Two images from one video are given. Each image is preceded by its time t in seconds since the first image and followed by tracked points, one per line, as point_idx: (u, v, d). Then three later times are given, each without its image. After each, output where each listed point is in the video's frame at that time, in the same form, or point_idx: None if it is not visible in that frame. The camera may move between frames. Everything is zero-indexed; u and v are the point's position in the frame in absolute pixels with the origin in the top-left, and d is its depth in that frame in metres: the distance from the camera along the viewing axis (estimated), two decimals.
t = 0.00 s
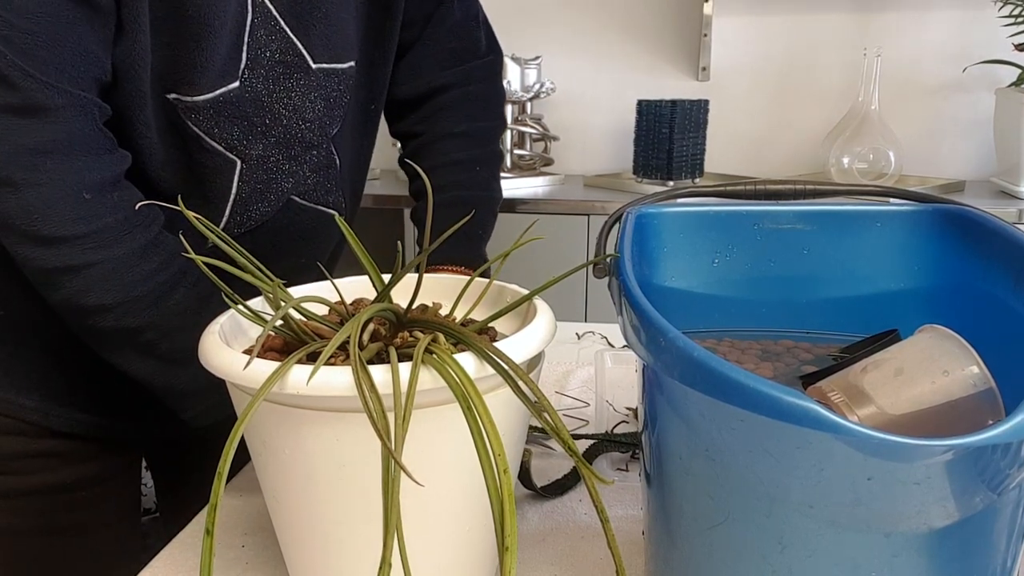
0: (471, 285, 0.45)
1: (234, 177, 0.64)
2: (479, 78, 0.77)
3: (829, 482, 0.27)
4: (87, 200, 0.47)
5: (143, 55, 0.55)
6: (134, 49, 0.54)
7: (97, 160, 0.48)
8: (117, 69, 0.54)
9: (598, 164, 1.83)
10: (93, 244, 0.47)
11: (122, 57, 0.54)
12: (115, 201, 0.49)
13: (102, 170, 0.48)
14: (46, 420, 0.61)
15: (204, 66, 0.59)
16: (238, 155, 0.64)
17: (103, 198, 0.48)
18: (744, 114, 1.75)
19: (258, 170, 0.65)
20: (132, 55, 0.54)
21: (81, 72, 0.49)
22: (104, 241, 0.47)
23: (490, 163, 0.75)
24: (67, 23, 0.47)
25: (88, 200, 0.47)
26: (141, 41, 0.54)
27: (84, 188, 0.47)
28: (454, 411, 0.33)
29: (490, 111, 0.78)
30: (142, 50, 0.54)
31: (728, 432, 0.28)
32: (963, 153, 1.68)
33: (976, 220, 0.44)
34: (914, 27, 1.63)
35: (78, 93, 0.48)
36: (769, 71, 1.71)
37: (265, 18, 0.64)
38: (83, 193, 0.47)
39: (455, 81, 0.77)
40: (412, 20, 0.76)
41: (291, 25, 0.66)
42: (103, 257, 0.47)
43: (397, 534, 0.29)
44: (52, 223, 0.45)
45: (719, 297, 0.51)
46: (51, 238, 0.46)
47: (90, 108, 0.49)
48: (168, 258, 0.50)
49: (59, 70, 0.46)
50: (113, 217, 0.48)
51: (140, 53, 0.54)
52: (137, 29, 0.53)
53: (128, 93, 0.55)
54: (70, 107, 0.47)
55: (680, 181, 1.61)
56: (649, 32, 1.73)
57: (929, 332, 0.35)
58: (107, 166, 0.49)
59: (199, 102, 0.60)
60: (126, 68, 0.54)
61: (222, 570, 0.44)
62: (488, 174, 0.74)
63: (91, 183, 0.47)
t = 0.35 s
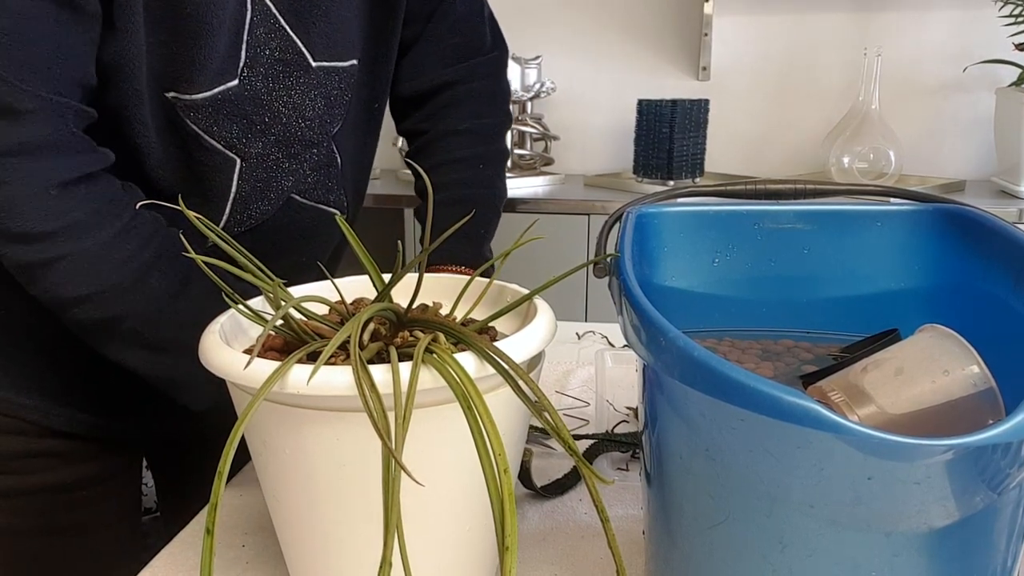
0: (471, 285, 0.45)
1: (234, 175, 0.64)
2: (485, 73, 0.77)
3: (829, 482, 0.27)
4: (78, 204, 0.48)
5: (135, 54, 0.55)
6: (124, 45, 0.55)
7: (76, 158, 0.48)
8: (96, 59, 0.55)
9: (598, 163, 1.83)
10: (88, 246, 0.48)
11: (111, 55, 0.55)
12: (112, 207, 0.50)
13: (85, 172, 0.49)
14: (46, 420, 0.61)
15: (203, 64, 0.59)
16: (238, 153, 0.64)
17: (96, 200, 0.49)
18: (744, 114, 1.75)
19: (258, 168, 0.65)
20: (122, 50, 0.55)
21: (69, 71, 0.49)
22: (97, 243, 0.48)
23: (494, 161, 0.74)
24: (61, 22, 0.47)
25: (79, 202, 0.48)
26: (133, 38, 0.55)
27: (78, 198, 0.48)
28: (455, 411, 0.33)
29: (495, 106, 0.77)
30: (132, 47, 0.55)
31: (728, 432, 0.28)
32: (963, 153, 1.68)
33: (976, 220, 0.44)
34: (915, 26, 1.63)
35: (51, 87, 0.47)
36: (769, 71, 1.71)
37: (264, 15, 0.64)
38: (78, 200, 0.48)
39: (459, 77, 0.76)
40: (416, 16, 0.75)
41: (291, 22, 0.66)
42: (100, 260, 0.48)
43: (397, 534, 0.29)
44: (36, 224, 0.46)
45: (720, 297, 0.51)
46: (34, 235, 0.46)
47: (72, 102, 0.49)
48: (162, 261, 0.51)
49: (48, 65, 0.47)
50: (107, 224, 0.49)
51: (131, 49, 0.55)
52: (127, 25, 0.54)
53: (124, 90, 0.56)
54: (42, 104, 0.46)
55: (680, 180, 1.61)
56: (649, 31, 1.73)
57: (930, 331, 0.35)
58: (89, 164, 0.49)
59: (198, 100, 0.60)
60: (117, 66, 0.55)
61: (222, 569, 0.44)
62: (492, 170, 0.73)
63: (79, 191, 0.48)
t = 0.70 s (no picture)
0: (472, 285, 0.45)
1: (228, 174, 0.64)
2: (482, 75, 0.77)
3: (830, 481, 0.27)
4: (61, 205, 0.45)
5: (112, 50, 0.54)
6: (97, 40, 0.53)
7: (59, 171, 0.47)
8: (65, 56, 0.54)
9: (598, 163, 1.83)
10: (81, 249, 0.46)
11: (84, 53, 0.53)
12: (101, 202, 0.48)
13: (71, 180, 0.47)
14: (47, 420, 0.61)
15: (196, 64, 0.59)
16: (231, 153, 0.64)
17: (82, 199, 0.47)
18: (744, 114, 1.75)
19: (252, 167, 0.66)
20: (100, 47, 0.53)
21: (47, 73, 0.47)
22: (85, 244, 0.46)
23: (489, 166, 0.74)
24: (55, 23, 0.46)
25: (55, 207, 0.45)
26: (113, 35, 0.54)
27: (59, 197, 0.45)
28: (455, 411, 0.33)
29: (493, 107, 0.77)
30: (108, 45, 0.54)
31: (728, 431, 0.28)
32: (963, 152, 1.68)
33: (977, 220, 0.44)
34: (915, 26, 1.63)
35: (46, 87, 0.47)
36: (769, 70, 1.71)
37: (261, 14, 0.64)
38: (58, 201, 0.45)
39: (457, 79, 0.76)
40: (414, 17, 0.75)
41: (288, 22, 0.65)
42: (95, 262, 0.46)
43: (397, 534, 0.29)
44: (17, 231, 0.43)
45: (720, 297, 0.51)
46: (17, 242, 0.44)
47: (40, 117, 0.47)
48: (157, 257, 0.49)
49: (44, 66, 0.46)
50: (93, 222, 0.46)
51: (107, 46, 0.53)
52: (104, 22, 0.53)
53: (106, 89, 0.56)
54: None
55: (680, 180, 1.61)
56: (650, 31, 1.73)
57: (930, 331, 0.35)
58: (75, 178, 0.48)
59: (192, 99, 0.60)
60: (93, 64, 0.54)
61: (222, 569, 0.44)
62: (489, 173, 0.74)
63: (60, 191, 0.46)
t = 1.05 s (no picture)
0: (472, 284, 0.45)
1: (226, 175, 0.64)
2: (482, 74, 0.77)
3: (830, 481, 0.27)
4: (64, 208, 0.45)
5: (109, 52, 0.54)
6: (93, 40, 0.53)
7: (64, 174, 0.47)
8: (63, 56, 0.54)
9: (599, 163, 1.83)
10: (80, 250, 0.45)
11: (80, 52, 0.54)
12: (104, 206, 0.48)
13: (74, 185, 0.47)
14: (46, 419, 0.61)
15: (193, 65, 0.59)
16: (229, 153, 0.64)
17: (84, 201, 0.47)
18: (744, 113, 1.75)
19: (250, 168, 0.65)
20: (96, 46, 0.53)
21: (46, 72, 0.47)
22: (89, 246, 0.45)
23: (490, 165, 0.74)
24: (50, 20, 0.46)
25: (62, 210, 0.45)
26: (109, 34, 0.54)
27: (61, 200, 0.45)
28: (455, 411, 0.33)
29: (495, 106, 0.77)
30: (104, 46, 0.54)
31: (729, 431, 0.28)
32: (963, 152, 1.68)
33: (977, 219, 0.44)
34: (916, 25, 1.63)
35: (46, 87, 0.47)
36: (770, 70, 1.71)
37: (257, 15, 0.64)
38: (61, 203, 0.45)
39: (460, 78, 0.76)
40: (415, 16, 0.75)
41: (286, 22, 0.65)
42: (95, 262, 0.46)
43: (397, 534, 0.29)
44: (23, 233, 0.43)
45: (720, 297, 0.51)
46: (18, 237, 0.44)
47: (44, 117, 0.47)
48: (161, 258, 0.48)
49: (43, 66, 0.46)
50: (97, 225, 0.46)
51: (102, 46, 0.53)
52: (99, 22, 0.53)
53: (103, 90, 0.56)
54: None
55: (680, 180, 1.61)
56: (650, 31, 1.73)
57: (931, 331, 0.35)
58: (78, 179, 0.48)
59: (189, 99, 0.60)
60: (89, 64, 0.54)
61: (223, 568, 0.44)
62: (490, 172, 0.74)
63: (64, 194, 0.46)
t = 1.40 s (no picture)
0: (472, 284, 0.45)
1: (226, 174, 0.64)
2: (483, 75, 0.77)
3: (830, 481, 0.27)
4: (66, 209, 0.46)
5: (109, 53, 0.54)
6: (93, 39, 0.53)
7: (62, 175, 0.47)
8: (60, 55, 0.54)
9: (599, 163, 1.83)
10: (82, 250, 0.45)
11: (78, 50, 0.53)
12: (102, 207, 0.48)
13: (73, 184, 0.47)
14: (45, 420, 0.61)
15: (193, 64, 0.59)
16: (229, 153, 0.64)
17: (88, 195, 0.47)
18: (745, 113, 1.75)
19: (250, 167, 0.65)
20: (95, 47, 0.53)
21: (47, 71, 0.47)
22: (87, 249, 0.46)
23: (495, 162, 0.74)
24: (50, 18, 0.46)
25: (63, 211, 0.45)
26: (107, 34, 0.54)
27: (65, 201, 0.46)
28: (455, 411, 0.33)
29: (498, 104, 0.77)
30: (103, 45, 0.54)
31: (729, 431, 0.28)
32: (963, 151, 1.68)
33: (977, 219, 0.44)
34: (916, 25, 1.63)
35: (46, 85, 0.47)
36: (770, 70, 1.71)
37: (257, 14, 0.64)
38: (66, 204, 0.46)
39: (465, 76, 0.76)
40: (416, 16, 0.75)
41: (285, 21, 0.65)
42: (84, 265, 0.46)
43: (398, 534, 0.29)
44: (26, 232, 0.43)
45: (720, 297, 0.51)
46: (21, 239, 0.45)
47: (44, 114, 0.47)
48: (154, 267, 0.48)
49: (43, 64, 0.46)
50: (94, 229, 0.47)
51: (101, 45, 0.53)
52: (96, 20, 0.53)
53: (102, 89, 0.55)
54: None
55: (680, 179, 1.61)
56: (650, 30, 1.73)
57: (931, 331, 0.35)
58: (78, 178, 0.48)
59: (189, 99, 0.60)
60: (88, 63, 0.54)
61: (223, 568, 0.44)
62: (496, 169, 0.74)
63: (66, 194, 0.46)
